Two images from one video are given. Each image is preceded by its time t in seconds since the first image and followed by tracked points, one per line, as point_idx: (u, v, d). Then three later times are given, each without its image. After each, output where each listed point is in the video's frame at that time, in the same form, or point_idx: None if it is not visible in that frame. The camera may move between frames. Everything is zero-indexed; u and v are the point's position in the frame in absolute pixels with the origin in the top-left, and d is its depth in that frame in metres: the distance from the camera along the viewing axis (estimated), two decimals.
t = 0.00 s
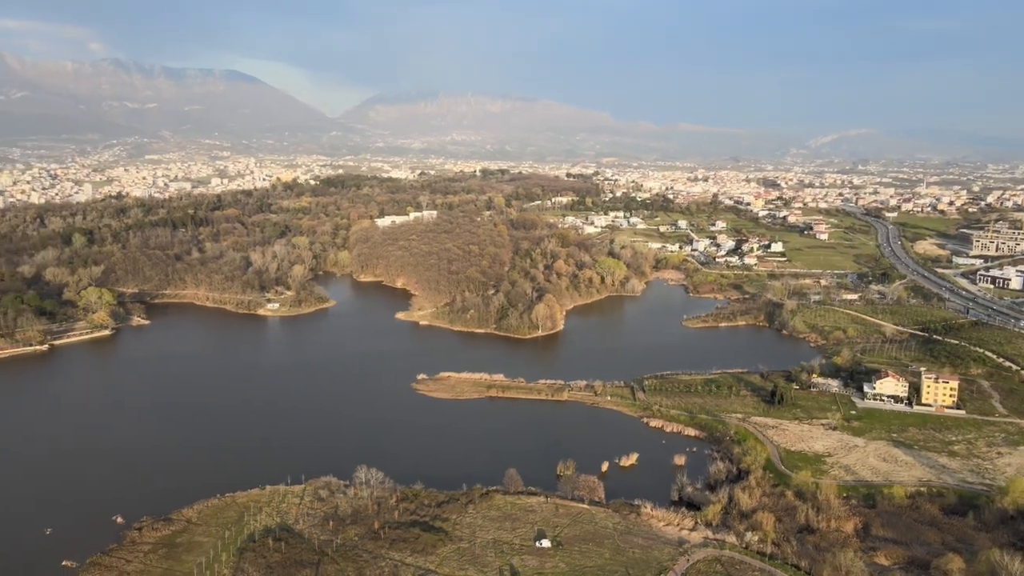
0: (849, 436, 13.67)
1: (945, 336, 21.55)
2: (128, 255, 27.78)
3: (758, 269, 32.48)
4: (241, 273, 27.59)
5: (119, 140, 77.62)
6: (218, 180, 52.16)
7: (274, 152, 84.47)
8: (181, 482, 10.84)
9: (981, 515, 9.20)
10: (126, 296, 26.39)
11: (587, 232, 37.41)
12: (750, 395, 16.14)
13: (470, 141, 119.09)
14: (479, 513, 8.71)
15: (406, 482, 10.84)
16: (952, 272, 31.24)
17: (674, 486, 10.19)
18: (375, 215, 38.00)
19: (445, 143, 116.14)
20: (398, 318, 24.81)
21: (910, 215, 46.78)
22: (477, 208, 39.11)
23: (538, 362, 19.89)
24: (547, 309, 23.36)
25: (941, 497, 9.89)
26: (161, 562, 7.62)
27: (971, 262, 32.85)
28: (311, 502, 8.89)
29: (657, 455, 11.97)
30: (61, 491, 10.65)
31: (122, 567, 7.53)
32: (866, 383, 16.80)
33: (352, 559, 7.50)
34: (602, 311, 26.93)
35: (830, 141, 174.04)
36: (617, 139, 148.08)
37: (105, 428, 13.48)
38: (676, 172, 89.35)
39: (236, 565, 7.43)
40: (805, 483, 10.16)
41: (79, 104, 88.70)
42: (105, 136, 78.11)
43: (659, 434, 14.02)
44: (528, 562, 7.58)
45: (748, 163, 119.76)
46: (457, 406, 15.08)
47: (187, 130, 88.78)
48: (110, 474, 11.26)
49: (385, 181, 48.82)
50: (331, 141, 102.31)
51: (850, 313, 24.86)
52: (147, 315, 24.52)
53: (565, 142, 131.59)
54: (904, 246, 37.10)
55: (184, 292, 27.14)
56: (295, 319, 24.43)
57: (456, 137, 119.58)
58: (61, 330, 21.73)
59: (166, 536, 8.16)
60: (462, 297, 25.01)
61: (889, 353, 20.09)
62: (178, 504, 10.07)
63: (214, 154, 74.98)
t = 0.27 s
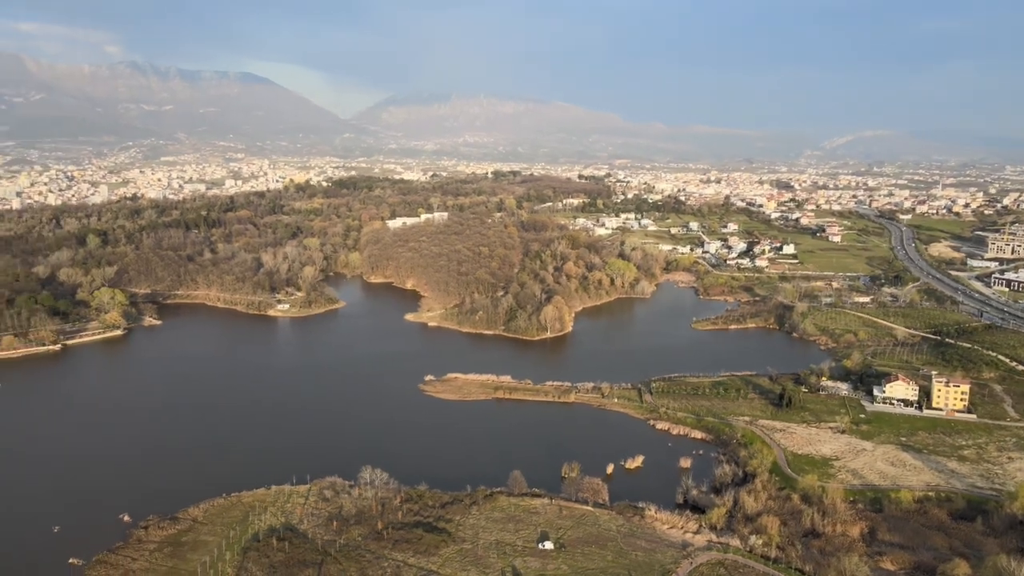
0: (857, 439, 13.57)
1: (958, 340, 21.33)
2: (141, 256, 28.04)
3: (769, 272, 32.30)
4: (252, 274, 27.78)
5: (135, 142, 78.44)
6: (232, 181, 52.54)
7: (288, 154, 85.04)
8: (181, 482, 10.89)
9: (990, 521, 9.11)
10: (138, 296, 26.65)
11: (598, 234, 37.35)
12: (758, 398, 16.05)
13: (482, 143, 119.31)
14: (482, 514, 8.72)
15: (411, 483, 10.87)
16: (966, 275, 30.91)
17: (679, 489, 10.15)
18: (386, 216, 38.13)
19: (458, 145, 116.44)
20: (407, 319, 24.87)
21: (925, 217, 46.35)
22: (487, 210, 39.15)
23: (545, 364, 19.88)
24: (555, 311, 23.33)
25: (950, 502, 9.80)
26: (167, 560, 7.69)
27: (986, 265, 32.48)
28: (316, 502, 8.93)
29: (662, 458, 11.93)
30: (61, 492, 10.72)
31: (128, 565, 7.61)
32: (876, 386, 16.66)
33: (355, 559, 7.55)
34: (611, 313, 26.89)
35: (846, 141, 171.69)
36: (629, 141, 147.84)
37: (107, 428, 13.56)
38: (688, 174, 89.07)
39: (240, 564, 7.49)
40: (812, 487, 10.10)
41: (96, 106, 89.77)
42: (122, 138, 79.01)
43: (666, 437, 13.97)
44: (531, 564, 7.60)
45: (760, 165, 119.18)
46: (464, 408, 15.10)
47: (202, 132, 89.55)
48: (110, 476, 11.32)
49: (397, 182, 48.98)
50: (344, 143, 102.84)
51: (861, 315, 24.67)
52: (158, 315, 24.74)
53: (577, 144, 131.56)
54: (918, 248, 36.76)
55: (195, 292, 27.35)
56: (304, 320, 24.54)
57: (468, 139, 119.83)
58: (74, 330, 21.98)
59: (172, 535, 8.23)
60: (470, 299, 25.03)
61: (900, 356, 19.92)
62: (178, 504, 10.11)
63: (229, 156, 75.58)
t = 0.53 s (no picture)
0: (866, 443, 13.46)
1: (971, 343, 21.10)
2: (154, 257, 28.29)
3: (781, 274, 32.11)
4: (263, 275, 27.95)
5: (151, 144, 79.20)
6: (246, 183, 52.93)
7: (302, 156, 85.54)
8: (180, 482, 10.95)
9: (999, 526, 9.02)
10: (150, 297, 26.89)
11: (609, 236, 37.27)
12: (767, 401, 15.95)
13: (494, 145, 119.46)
14: (486, 516, 8.73)
15: (416, 484, 10.89)
16: (981, 278, 30.58)
17: (684, 491, 10.11)
18: (397, 217, 38.24)
19: (470, 147, 116.64)
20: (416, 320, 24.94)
21: (940, 220, 45.90)
22: (498, 211, 39.18)
23: (553, 365, 19.87)
24: (563, 312, 23.31)
25: (959, 507, 9.71)
26: (172, 559, 7.76)
27: (1002, 268, 32.10)
28: (321, 502, 8.97)
29: (668, 461, 11.89)
30: (67, 491, 10.83)
31: (133, 564, 7.67)
32: (886, 389, 16.52)
33: (358, 559, 7.59)
34: (621, 315, 26.84)
35: (861, 143, 170.26)
36: (641, 142, 147.58)
37: (110, 428, 13.65)
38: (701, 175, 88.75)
39: (244, 564, 7.54)
40: (818, 491, 10.04)
41: (113, 109, 90.74)
42: (138, 140, 79.81)
43: (672, 439, 13.92)
44: (533, 566, 7.61)
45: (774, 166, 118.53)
46: (470, 409, 15.11)
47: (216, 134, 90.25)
48: (110, 476, 11.40)
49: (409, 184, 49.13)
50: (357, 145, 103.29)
51: (873, 318, 24.46)
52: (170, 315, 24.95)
53: (589, 146, 131.48)
54: (932, 251, 36.40)
55: (206, 292, 27.56)
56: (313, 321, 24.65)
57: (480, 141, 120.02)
58: (87, 330, 22.21)
59: (179, 534, 8.31)
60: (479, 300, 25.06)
61: (911, 359, 19.74)
62: (178, 504, 10.17)
63: (243, 158, 76.14)
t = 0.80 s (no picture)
0: (875, 447, 13.36)
1: (984, 347, 20.88)
2: (167, 258, 28.54)
3: (792, 276, 31.91)
4: (273, 276, 28.13)
5: (167, 146, 79.95)
6: (260, 184, 53.30)
7: (315, 157, 86.04)
8: (183, 482, 11.03)
9: (1008, 532, 8.92)
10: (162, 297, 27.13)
11: (620, 238, 37.19)
12: (774, 403, 15.86)
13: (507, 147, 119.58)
14: (490, 517, 8.74)
15: (420, 484, 10.91)
16: (996, 281, 30.24)
17: (689, 494, 10.07)
18: (407, 219, 38.35)
19: (482, 149, 116.86)
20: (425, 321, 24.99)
21: (955, 222, 45.45)
22: (509, 213, 39.20)
23: (560, 367, 19.85)
24: (572, 314, 23.27)
25: (967, 512, 9.62)
26: (177, 558, 7.82)
27: (1018, 271, 31.73)
28: (325, 502, 9.01)
29: (674, 463, 11.84)
30: (76, 489, 10.95)
31: (139, 562, 7.75)
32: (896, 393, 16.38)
33: (360, 560, 7.63)
34: (631, 317, 26.78)
35: (877, 144, 168.76)
36: (653, 144, 147.26)
37: (114, 428, 13.77)
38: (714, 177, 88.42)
39: (248, 563, 7.60)
40: (825, 494, 9.97)
41: (130, 110, 91.69)
42: (154, 142, 80.60)
43: (679, 442, 13.87)
44: (535, 568, 7.62)
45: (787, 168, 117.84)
46: (477, 411, 15.12)
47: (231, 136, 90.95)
48: (113, 476, 11.49)
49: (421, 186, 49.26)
50: (369, 147, 103.76)
51: (885, 321, 24.26)
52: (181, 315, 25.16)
53: (602, 147, 131.37)
54: (947, 253, 36.06)
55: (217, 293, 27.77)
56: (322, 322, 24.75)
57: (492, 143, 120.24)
58: (99, 329, 22.43)
59: (184, 532, 8.38)
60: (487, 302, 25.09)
61: (923, 363, 19.56)
62: (184, 504, 10.26)
63: (257, 159, 76.69)
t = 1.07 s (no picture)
0: (884, 451, 13.26)
1: (997, 351, 20.64)
2: (179, 259, 28.78)
3: (804, 279, 31.70)
4: (284, 277, 28.31)
5: (182, 148, 80.65)
6: (273, 186, 53.65)
7: (328, 159, 86.48)
8: (189, 481, 11.12)
9: (1016, 538, 8.83)
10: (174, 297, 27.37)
11: (631, 240, 37.09)
12: (783, 406, 15.77)
13: (519, 148, 119.61)
14: (494, 518, 8.74)
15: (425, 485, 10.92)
16: (1011, 283, 29.90)
17: (694, 497, 10.04)
18: (418, 220, 38.44)
19: (495, 151, 116.96)
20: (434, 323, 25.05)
21: (971, 224, 44.96)
22: (520, 215, 39.20)
23: (567, 369, 19.84)
24: (581, 316, 23.23)
25: (976, 518, 9.53)
26: (182, 556, 7.88)
27: None
28: (330, 502, 9.05)
29: (680, 466, 11.80)
30: (85, 487, 11.07)
31: (145, 561, 7.81)
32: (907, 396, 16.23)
33: (363, 560, 7.66)
34: (641, 319, 26.71)
35: (893, 145, 167.40)
36: (666, 146, 146.90)
37: (119, 427, 13.88)
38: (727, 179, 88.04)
39: (253, 563, 7.65)
40: (831, 498, 9.91)
41: (147, 113, 92.61)
42: (170, 144, 81.32)
43: (686, 444, 13.83)
44: (538, 570, 7.63)
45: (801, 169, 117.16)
46: (483, 412, 15.13)
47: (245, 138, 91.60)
48: (120, 475, 11.61)
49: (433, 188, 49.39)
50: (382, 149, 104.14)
51: (896, 324, 24.05)
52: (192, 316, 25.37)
53: (614, 149, 131.16)
54: (962, 256, 35.69)
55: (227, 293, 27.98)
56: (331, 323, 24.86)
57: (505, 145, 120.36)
58: (111, 329, 22.66)
59: (190, 531, 8.45)
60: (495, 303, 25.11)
61: (934, 366, 19.37)
62: (191, 503, 10.34)
63: (271, 161, 77.20)
